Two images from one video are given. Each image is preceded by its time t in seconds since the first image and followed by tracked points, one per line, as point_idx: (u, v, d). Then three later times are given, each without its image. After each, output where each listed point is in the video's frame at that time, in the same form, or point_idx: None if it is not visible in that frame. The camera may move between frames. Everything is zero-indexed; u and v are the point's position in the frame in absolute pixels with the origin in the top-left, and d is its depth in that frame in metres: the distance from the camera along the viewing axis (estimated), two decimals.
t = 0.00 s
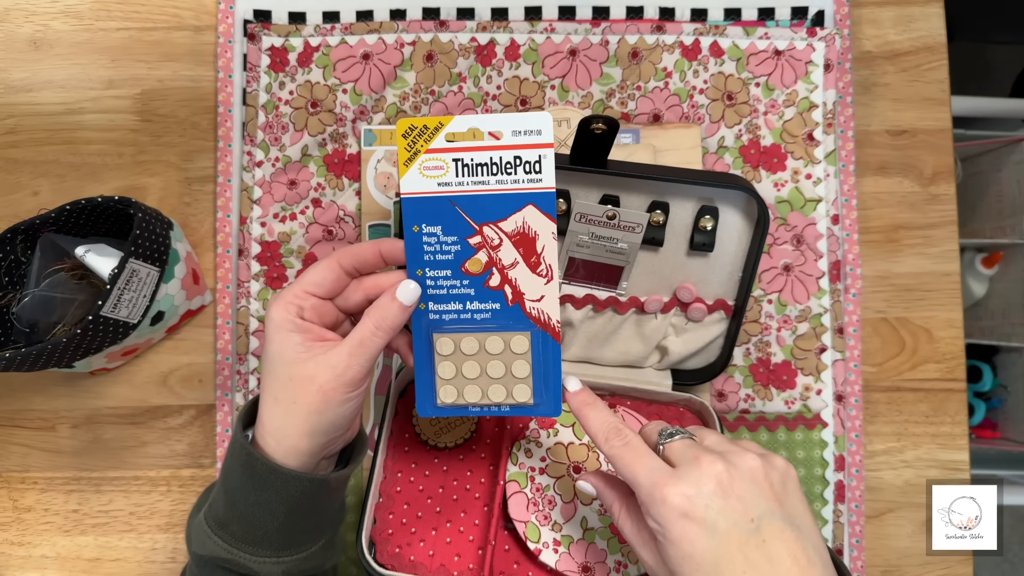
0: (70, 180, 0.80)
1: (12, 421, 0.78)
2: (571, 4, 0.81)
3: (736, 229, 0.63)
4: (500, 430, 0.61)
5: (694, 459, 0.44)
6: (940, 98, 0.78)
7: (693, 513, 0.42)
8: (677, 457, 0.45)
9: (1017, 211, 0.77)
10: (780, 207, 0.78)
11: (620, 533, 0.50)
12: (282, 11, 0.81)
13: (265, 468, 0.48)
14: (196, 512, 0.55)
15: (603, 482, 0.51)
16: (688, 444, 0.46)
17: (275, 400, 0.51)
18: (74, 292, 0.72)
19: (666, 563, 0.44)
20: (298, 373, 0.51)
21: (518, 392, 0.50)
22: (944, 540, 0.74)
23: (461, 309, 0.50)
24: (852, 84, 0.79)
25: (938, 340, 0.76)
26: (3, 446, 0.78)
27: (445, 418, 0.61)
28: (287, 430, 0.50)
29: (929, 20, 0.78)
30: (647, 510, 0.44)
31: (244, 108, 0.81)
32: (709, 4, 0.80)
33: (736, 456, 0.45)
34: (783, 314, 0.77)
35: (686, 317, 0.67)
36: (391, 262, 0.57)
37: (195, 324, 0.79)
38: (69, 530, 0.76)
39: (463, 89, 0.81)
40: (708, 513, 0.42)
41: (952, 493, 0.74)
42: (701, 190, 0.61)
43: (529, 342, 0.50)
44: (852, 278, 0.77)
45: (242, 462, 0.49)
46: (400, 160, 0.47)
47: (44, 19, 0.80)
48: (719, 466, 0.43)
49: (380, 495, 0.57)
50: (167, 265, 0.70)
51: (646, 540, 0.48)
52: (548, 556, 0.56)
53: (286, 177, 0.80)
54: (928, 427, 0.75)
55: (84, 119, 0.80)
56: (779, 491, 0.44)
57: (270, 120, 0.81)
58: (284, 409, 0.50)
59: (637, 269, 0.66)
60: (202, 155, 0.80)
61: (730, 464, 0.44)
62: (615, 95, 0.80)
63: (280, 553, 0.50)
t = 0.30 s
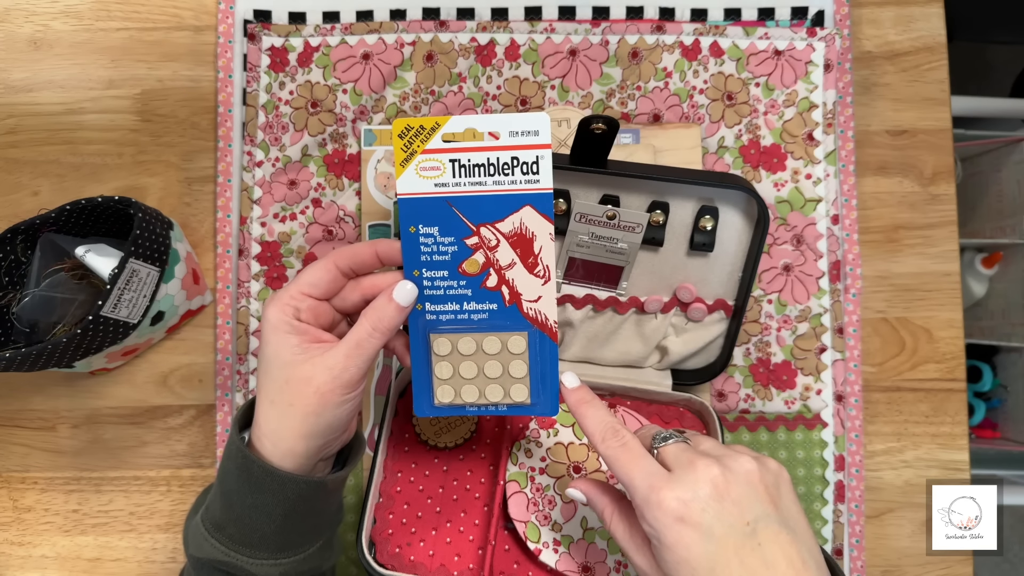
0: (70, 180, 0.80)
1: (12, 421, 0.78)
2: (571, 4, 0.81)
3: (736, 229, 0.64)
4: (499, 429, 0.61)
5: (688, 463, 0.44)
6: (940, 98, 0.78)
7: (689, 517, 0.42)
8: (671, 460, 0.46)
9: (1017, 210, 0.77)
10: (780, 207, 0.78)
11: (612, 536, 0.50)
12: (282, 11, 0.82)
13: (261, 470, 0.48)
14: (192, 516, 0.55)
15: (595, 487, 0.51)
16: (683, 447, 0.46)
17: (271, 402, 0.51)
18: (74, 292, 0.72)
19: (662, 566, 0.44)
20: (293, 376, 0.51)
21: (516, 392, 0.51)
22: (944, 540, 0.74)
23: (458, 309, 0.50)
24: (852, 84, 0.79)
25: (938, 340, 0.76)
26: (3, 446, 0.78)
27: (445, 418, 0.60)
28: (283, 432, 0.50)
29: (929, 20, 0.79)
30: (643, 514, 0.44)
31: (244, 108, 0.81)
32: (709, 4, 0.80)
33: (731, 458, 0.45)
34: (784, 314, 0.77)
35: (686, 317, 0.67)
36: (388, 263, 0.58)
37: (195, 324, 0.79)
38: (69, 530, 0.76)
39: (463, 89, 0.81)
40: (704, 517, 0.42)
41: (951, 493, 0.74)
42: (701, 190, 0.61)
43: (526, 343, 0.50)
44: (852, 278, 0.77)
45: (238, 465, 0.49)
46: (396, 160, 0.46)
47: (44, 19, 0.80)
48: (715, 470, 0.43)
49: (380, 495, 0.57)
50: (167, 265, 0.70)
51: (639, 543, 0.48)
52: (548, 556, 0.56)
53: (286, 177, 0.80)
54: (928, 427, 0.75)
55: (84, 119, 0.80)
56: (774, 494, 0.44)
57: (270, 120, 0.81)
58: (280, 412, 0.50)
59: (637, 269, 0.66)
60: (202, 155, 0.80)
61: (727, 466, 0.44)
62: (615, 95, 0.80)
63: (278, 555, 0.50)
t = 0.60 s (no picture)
0: (70, 180, 0.80)
1: (13, 421, 0.78)
2: (571, 4, 0.81)
3: (736, 229, 0.64)
4: (499, 429, 0.61)
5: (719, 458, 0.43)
6: (940, 98, 0.78)
7: (714, 517, 0.41)
8: (698, 450, 0.43)
9: (1017, 210, 0.77)
10: (780, 207, 0.78)
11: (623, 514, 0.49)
12: (282, 11, 0.81)
13: (259, 472, 0.48)
14: (191, 518, 0.55)
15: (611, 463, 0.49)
16: (712, 434, 0.44)
17: (269, 404, 0.51)
18: (74, 292, 0.72)
19: (673, 555, 0.44)
20: (292, 378, 0.51)
21: (514, 395, 0.51)
22: (944, 540, 0.74)
23: (457, 311, 0.50)
24: (852, 84, 0.79)
25: (938, 340, 0.76)
26: (4, 446, 0.78)
27: (445, 418, 0.60)
28: (281, 434, 0.50)
29: (929, 20, 0.79)
30: (665, 508, 0.42)
31: (244, 108, 0.81)
32: (709, 4, 0.80)
33: (758, 458, 0.44)
34: (783, 314, 0.77)
35: (686, 317, 0.67)
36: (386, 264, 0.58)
37: (194, 324, 0.79)
38: (69, 530, 0.76)
39: (463, 89, 0.81)
40: (731, 520, 0.41)
41: (951, 493, 0.74)
42: (701, 190, 0.61)
43: (525, 345, 0.50)
44: (852, 278, 0.77)
45: (237, 467, 0.49)
46: (395, 161, 0.46)
47: (44, 19, 0.80)
48: (744, 470, 0.42)
49: (380, 495, 0.57)
50: (167, 265, 0.70)
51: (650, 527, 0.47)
52: (548, 555, 0.56)
53: (286, 177, 0.80)
54: (928, 427, 0.75)
55: (84, 119, 0.80)
56: (795, 496, 0.44)
57: (270, 120, 0.81)
58: (278, 414, 0.50)
59: (636, 269, 0.66)
60: (202, 155, 0.80)
61: (757, 465, 0.43)
62: (615, 96, 0.80)
63: (276, 557, 0.49)
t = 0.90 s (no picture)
0: (70, 180, 0.80)
1: (12, 421, 0.78)
2: (571, 4, 0.81)
3: (736, 229, 0.64)
4: (499, 430, 0.61)
5: None
6: (940, 98, 0.78)
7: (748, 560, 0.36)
8: (720, 490, 0.39)
9: (1017, 210, 0.77)
10: (780, 207, 0.78)
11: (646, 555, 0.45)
12: (282, 11, 0.81)
13: (260, 470, 0.48)
14: (191, 517, 0.54)
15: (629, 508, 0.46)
16: (729, 474, 0.40)
17: (270, 402, 0.51)
18: (74, 292, 0.72)
19: None
20: (293, 375, 0.51)
21: (514, 392, 0.51)
22: (945, 540, 0.74)
23: (458, 309, 0.50)
24: (852, 84, 0.79)
25: (938, 340, 0.76)
26: (3, 446, 0.78)
27: (445, 418, 0.61)
28: (281, 432, 0.50)
29: (929, 20, 0.79)
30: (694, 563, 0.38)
31: (244, 108, 0.81)
32: (709, 4, 0.80)
33: (778, 489, 0.39)
34: (784, 314, 0.77)
35: (686, 317, 0.67)
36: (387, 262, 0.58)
37: (195, 324, 0.79)
38: (69, 530, 0.76)
39: (463, 89, 0.81)
40: (768, 565, 0.36)
41: (952, 493, 0.74)
42: (701, 189, 0.61)
43: (526, 343, 0.50)
44: (852, 278, 0.77)
45: (237, 465, 0.49)
46: (397, 160, 0.46)
47: (44, 19, 0.80)
48: (767, 507, 0.37)
49: (380, 495, 0.57)
50: (168, 265, 0.70)
51: None
52: (548, 555, 0.56)
53: (286, 177, 0.80)
54: (928, 427, 0.75)
55: (84, 119, 0.80)
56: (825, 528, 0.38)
57: (270, 120, 0.81)
58: (279, 412, 0.50)
59: (637, 269, 0.66)
60: (202, 155, 0.80)
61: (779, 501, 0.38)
62: (615, 96, 0.80)
63: (277, 555, 0.49)
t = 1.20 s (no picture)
0: (70, 180, 0.80)
1: (12, 421, 0.78)
2: (571, 4, 0.81)
3: (737, 229, 0.64)
4: (499, 430, 0.61)
5: None
6: (940, 98, 0.78)
7: None
8: None
9: (1017, 210, 0.77)
10: (780, 207, 0.78)
11: None
12: (282, 11, 0.81)
13: (260, 470, 0.48)
14: (190, 518, 0.54)
15: None
16: None
17: (270, 403, 0.51)
18: (73, 292, 0.72)
19: None
20: (293, 376, 0.51)
21: (514, 391, 0.51)
22: (945, 540, 0.74)
23: (457, 308, 0.50)
24: (852, 84, 0.79)
25: (938, 340, 0.76)
26: (4, 446, 0.78)
27: (445, 418, 0.61)
28: (281, 432, 0.50)
29: (929, 20, 0.79)
30: None
31: (244, 107, 0.81)
32: (709, 4, 0.80)
33: None
34: (783, 314, 0.77)
35: (686, 317, 0.67)
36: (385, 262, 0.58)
37: (194, 324, 0.79)
38: (69, 530, 0.76)
39: (463, 89, 0.81)
40: None
41: (952, 493, 0.74)
42: (700, 190, 0.61)
43: (525, 342, 0.50)
44: (852, 278, 0.77)
45: (237, 465, 0.49)
46: (396, 160, 0.46)
47: (44, 19, 0.80)
48: None
49: (380, 496, 0.57)
50: (167, 265, 0.70)
51: None
52: (548, 556, 0.56)
53: (286, 177, 0.80)
54: (928, 427, 0.75)
55: (84, 119, 0.80)
56: None
57: (270, 120, 0.81)
58: (279, 412, 0.50)
59: (636, 269, 0.66)
60: (202, 155, 0.80)
61: None
62: (615, 96, 0.80)
63: (277, 555, 0.49)
